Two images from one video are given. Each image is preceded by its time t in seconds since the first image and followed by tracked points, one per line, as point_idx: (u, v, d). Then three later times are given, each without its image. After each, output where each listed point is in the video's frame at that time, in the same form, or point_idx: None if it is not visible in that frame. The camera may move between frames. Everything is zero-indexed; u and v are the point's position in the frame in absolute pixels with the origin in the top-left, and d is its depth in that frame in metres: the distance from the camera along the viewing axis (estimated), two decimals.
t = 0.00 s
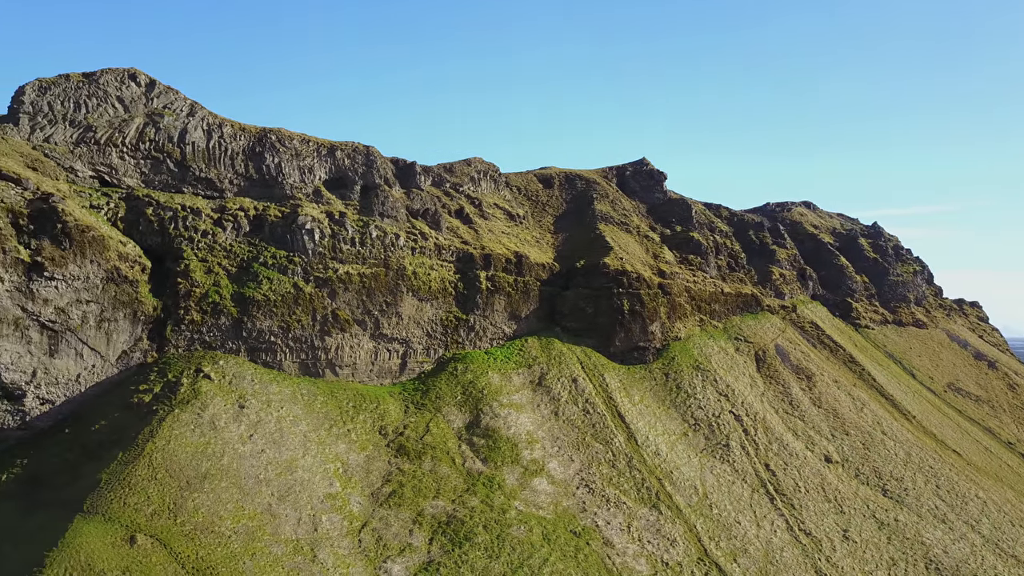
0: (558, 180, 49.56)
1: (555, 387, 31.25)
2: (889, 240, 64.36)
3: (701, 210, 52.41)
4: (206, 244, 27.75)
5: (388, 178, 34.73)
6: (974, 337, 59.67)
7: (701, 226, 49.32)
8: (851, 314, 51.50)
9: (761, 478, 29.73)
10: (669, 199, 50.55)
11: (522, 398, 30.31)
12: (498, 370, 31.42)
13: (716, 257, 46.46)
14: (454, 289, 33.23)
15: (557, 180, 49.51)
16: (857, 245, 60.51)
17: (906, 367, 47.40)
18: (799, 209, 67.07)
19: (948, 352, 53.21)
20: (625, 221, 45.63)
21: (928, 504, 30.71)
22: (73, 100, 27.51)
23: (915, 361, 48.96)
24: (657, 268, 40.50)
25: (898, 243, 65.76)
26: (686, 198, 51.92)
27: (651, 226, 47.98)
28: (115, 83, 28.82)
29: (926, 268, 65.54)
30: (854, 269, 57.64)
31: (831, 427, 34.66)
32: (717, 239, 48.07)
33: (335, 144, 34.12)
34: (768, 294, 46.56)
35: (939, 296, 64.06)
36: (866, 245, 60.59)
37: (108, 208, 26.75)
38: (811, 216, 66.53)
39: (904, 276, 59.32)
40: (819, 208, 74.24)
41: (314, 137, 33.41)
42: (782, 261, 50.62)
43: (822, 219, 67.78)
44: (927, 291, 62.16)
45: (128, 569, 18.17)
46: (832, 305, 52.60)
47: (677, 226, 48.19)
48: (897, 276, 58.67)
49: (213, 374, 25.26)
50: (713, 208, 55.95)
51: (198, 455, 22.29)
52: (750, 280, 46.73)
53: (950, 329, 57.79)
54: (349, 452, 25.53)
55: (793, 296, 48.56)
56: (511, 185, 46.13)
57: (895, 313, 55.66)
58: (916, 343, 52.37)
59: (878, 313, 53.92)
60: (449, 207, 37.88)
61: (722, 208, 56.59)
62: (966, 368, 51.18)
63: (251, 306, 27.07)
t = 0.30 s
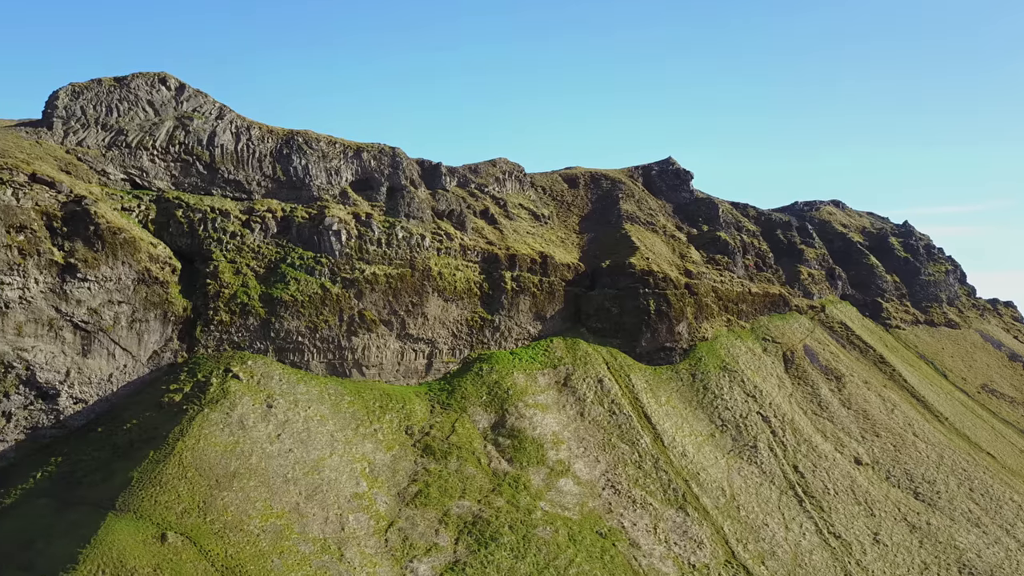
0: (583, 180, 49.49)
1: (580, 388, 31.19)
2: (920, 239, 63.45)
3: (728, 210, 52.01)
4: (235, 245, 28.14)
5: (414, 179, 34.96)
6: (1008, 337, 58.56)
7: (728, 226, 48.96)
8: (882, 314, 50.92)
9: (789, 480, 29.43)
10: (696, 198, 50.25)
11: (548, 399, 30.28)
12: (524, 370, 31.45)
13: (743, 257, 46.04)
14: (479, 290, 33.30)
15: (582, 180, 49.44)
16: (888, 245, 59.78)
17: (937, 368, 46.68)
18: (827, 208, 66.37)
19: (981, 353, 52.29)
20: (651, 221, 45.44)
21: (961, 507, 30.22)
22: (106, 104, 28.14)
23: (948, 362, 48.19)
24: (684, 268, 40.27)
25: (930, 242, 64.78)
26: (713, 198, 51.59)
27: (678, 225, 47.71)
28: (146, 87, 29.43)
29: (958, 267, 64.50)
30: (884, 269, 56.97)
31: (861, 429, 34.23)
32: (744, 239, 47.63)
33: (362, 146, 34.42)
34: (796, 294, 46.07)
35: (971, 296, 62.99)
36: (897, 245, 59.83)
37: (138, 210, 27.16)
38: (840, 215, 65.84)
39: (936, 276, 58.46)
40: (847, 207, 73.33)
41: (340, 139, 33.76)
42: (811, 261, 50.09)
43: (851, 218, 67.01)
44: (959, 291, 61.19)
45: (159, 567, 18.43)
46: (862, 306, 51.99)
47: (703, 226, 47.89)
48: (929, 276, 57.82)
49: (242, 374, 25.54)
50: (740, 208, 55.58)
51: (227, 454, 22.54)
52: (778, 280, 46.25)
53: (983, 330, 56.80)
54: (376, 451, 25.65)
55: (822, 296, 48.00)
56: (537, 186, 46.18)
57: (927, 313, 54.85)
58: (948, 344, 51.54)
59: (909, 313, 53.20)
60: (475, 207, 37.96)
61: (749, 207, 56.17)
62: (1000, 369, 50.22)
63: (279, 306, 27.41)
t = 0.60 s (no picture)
0: (608, 180, 49.35)
1: (605, 389, 31.11)
2: (951, 238, 62.47)
3: (755, 209, 51.55)
4: (262, 246, 28.48)
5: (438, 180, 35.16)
6: None
7: (754, 225, 48.57)
8: (912, 314, 50.26)
9: (817, 482, 29.13)
10: (722, 197, 49.93)
11: (573, 399, 30.25)
12: (549, 370, 31.45)
13: (770, 256, 45.64)
14: (503, 290, 33.35)
15: (607, 179, 49.31)
16: (918, 244, 58.96)
17: (969, 369, 45.95)
18: (855, 207, 65.61)
19: (1015, 353, 51.34)
20: (677, 220, 45.22)
21: (995, 511, 29.72)
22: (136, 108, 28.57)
23: (980, 363, 47.39)
24: (710, 268, 40.02)
25: (961, 241, 63.74)
26: (738, 197, 51.22)
27: (703, 225, 47.42)
28: (175, 91, 29.82)
29: (991, 267, 63.39)
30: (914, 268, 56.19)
31: (891, 431, 33.79)
32: (771, 238, 47.19)
33: (387, 147, 34.69)
34: (824, 293, 45.57)
35: (1004, 295, 61.85)
36: (927, 244, 59.00)
37: (168, 212, 27.57)
38: (869, 214, 65.06)
39: (967, 275, 57.53)
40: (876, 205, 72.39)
41: (366, 141, 34.03)
42: (839, 260, 49.53)
43: (880, 217, 66.17)
44: (992, 291, 60.13)
45: (188, 564, 18.67)
46: (891, 305, 51.33)
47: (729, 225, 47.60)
48: (960, 275, 56.91)
49: (269, 374, 25.80)
50: (767, 207, 55.23)
51: (254, 453, 22.76)
52: (806, 280, 45.81)
53: (1016, 330, 55.76)
54: (401, 451, 25.76)
55: (850, 295, 47.45)
56: (561, 185, 46.18)
57: (958, 313, 54.00)
58: (980, 345, 50.68)
59: (940, 313, 52.43)
60: (499, 208, 38.01)
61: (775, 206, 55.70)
62: None
63: (306, 306, 27.69)
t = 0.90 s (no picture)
0: (633, 179, 49.18)
1: (631, 389, 30.99)
2: (984, 237, 61.40)
3: (781, 208, 51.07)
4: (288, 247, 28.77)
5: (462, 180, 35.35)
6: None
7: (781, 224, 48.14)
8: (943, 314, 49.53)
9: (846, 484, 28.82)
10: (749, 197, 49.61)
11: (598, 400, 30.19)
12: (573, 370, 31.41)
13: (797, 256, 45.19)
14: (528, 290, 33.36)
15: (632, 179, 49.13)
16: (950, 244, 58.07)
17: (1002, 370, 45.18)
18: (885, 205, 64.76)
19: None
20: (703, 220, 44.97)
21: None
22: (165, 111, 28.99)
23: (1015, 364, 46.57)
24: (737, 268, 39.73)
25: (995, 240, 62.59)
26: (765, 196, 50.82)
27: (730, 224, 47.08)
28: (204, 94, 30.19)
29: None
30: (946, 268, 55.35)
31: (922, 432, 33.32)
32: (799, 237, 46.69)
33: (412, 148, 34.95)
34: (853, 293, 45.03)
35: None
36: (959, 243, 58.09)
37: (196, 213, 27.93)
38: (899, 213, 64.20)
39: (1001, 275, 56.49)
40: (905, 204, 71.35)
41: (391, 142, 34.26)
42: (869, 260, 48.91)
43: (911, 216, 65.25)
44: None
45: (217, 561, 18.91)
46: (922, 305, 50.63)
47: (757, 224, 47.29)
48: (994, 275, 55.92)
49: (296, 374, 26.03)
50: (795, 206, 54.86)
51: (282, 452, 22.97)
52: (834, 279, 45.31)
53: None
54: (427, 451, 25.87)
55: (880, 295, 46.84)
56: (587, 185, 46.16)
57: (990, 313, 53.10)
58: (1014, 345, 49.77)
59: (972, 313, 51.57)
60: (524, 208, 38.02)
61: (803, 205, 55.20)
62: None
63: (332, 307, 27.94)
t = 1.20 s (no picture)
0: (659, 178, 48.99)
1: (657, 390, 30.84)
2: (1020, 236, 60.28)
3: (808, 206, 50.53)
4: (316, 248, 29.07)
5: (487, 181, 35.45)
6: None
7: (810, 223, 47.67)
8: (977, 313, 48.76)
9: (877, 486, 28.47)
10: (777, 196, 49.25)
11: (623, 400, 30.11)
12: (599, 371, 31.36)
13: (826, 255, 44.69)
14: (553, 290, 33.36)
15: (658, 177, 48.93)
16: (985, 243, 57.13)
17: None
18: (916, 204, 63.83)
19: None
20: (730, 219, 44.67)
21: None
22: (194, 113, 29.42)
23: None
24: (765, 267, 39.39)
25: None
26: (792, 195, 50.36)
27: (758, 223, 46.65)
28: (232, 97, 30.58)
29: None
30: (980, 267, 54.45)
31: (955, 434, 32.81)
32: (828, 236, 46.13)
33: (438, 149, 35.14)
34: (884, 293, 44.45)
35: None
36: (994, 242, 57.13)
37: (225, 215, 28.27)
38: (931, 211, 63.27)
39: None
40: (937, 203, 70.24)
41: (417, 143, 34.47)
42: (899, 259, 48.26)
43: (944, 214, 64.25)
44: None
45: (246, 559, 19.13)
46: (954, 305, 49.88)
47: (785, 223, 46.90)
48: None
49: (323, 373, 26.25)
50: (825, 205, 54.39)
51: (309, 451, 23.17)
52: (864, 279, 44.78)
53: None
54: (452, 450, 25.97)
55: (910, 295, 46.19)
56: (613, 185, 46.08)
57: None
58: None
59: (1007, 313, 50.69)
60: (549, 208, 38.00)
61: (832, 203, 54.63)
62: None
63: (359, 307, 28.16)
